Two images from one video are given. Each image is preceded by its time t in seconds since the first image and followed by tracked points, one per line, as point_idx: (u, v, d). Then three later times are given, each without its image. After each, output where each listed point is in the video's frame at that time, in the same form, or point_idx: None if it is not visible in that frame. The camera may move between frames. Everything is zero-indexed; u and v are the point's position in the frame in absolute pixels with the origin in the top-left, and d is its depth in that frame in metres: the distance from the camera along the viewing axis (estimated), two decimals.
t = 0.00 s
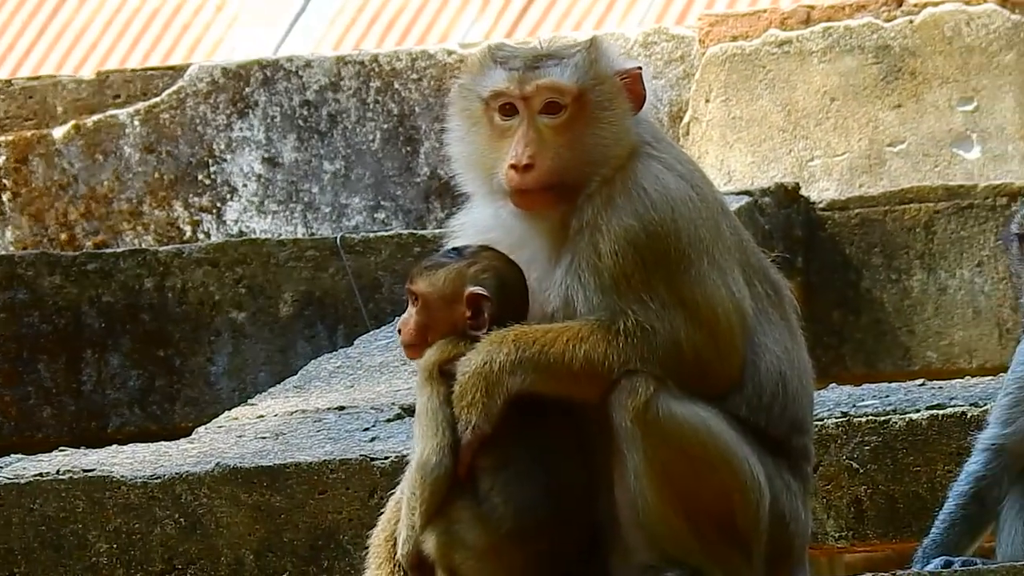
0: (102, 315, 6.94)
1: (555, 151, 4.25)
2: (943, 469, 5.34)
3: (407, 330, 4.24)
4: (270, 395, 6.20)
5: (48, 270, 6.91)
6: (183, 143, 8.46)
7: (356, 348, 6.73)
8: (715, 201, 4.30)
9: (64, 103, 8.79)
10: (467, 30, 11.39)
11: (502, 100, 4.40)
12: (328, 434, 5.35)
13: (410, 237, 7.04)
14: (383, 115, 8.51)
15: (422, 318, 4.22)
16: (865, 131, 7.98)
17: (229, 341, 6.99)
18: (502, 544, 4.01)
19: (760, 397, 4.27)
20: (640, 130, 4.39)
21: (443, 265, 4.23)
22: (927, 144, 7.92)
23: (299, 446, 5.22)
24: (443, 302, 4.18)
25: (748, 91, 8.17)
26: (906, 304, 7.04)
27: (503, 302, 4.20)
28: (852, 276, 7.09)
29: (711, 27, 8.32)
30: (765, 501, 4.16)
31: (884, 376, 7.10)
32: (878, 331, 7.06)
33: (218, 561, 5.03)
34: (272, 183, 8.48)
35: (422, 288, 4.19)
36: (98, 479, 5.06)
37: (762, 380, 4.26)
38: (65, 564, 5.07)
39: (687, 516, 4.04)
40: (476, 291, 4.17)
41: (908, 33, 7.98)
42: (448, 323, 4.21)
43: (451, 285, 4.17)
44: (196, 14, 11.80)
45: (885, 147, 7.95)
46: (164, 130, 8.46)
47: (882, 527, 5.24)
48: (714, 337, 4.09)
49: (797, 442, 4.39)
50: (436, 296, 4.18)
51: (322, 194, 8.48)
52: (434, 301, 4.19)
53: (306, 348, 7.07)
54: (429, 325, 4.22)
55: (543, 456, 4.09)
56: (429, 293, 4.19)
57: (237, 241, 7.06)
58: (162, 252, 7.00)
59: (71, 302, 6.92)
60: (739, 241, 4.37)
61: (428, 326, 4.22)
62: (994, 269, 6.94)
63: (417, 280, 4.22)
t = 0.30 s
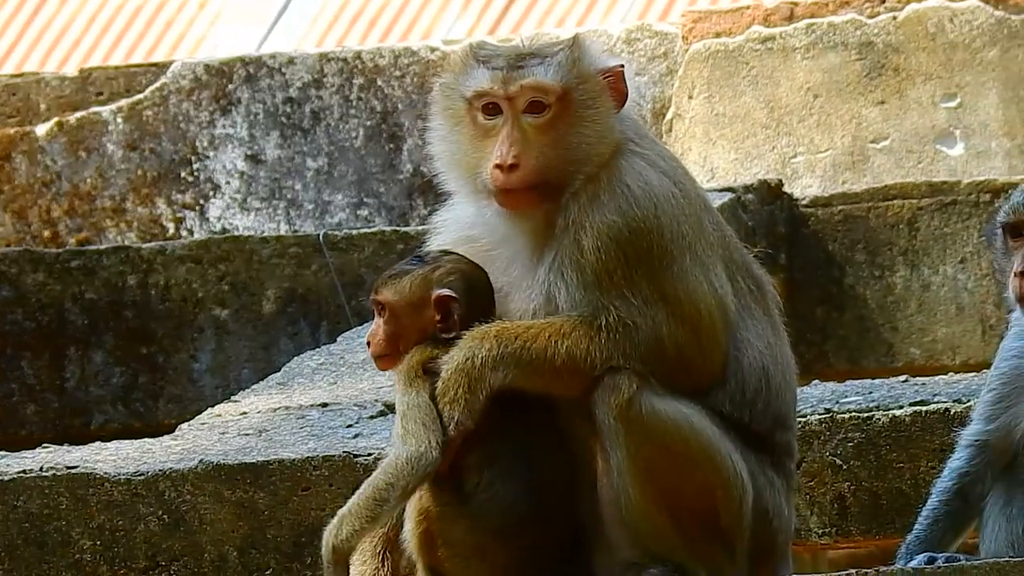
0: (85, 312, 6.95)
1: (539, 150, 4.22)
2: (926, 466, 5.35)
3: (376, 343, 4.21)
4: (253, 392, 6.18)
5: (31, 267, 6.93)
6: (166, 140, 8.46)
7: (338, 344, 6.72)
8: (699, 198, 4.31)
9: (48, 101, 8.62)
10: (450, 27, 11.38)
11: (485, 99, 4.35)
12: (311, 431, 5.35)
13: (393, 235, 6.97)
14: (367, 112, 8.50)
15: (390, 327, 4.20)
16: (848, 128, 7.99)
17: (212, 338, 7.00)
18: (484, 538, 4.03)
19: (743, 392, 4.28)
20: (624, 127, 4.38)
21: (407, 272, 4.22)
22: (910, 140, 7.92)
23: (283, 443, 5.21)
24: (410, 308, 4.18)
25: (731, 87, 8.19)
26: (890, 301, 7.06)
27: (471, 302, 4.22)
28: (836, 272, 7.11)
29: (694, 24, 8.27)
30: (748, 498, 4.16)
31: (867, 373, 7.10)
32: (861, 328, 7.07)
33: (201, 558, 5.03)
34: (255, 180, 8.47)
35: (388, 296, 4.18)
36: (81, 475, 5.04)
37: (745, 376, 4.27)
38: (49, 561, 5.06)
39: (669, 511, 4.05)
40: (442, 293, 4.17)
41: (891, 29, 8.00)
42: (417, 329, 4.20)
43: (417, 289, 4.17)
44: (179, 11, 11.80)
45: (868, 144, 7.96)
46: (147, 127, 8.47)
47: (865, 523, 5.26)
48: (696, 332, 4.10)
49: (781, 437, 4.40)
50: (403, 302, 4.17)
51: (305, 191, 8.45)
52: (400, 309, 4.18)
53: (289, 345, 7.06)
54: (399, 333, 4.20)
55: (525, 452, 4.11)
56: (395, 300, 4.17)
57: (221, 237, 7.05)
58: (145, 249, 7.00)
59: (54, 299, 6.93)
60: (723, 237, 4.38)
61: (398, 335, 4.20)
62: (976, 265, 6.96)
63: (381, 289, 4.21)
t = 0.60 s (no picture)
0: (75, 304, 6.94)
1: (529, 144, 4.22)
2: (916, 457, 5.34)
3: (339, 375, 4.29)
4: (243, 383, 6.18)
5: (21, 259, 6.94)
6: (156, 132, 8.49)
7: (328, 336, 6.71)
8: (680, 189, 4.32)
9: (37, 92, 8.86)
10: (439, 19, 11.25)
11: (473, 92, 4.33)
12: (301, 423, 5.34)
13: (382, 225, 7.00)
14: (356, 104, 8.51)
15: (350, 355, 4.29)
16: (838, 119, 7.99)
17: (202, 330, 7.00)
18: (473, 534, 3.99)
19: (727, 383, 4.29)
20: (612, 120, 4.38)
21: (360, 298, 4.34)
22: (900, 132, 7.91)
23: (272, 435, 5.21)
24: (367, 333, 4.27)
25: (721, 79, 8.20)
26: (881, 292, 7.06)
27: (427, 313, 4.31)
28: (825, 264, 7.12)
29: (683, 16, 8.51)
30: (734, 487, 4.17)
31: (858, 365, 7.11)
32: (851, 320, 7.07)
33: (191, 549, 5.03)
34: (244, 172, 8.48)
35: (344, 324, 4.30)
36: (71, 467, 5.04)
37: (728, 367, 4.28)
38: (40, 553, 5.05)
39: (655, 502, 4.06)
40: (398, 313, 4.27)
41: (881, 20, 8.01)
42: (377, 352, 4.27)
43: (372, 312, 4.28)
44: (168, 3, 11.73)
45: (858, 135, 7.94)
46: (137, 119, 8.49)
47: (855, 514, 5.28)
48: (677, 324, 4.11)
49: (767, 427, 4.41)
50: (358, 328, 4.28)
51: (295, 182, 8.45)
52: (357, 334, 4.28)
53: (280, 337, 7.07)
54: (360, 359, 4.28)
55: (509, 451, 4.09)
56: (351, 327, 4.29)
57: (210, 229, 7.05)
58: (135, 241, 7.00)
59: (44, 291, 6.94)
60: (706, 228, 4.38)
61: (359, 360, 4.28)
62: (967, 256, 6.95)
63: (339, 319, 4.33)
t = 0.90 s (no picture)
0: (70, 295, 6.96)
1: (480, 144, 4.24)
2: (911, 449, 5.35)
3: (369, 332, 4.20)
4: (237, 375, 6.18)
5: (15, 251, 6.94)
6: (151, 124, 8.50)
7: (323, 328, 6.67)
8: (668, 179, 4.33)
9: (32, 84, 8.99)
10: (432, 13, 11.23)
11: (430, 96, 4.35)
12: (296, 415, 5.34)
13: (377, 219, 6.97)
14: (351, 96, 8.53)
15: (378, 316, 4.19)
16: (833, 112, 7.99)
17: (197, 322, 7.00)
18: (465, 528, 3.91)
19: (719, 374, 4.29)
20: (579, 111, 4.36)
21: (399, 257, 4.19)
22: (895, 124, 7.91)
23: (267, 427, 5.21)
24: (397, 296, 4.15)
25: (716, 71, 8.22)
26: (875, 284, 7.07)
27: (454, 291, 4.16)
28: (820, 256, 7.13)
29: (678, 8, 8.47)
30: (728, 477, 4.17)
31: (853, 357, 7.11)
32: (846, 313, 7.08)
33: (186, 541, 5.04)
34: (239, 164, 8.48)
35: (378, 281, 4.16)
36: (66, 459, 5.03)
37: (721, 358, 4.29)
38: (36, 545, 5.06)
39: (650, 496, 4.02)
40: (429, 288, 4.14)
41: (876, 12, 8.00)
42: (404, 318, 4.16)
43: (404, 280, 4.14)
44: None
45: (853, 127, 7.96)
46: (131, 111, 8.51)
47: (850, 507, 5.28)
48: (665, 315, 4.12)
49: (760, 418, 4.41)
50: (391, 289, 4.15)
51: (290, 174, 8.47)
52: (388, 295, 4.15)
53: (274, 329, 7.04)
54: (388, 320, 4.17)
55: (508, 428, 4.01)
56: (384, 286, 4.15)
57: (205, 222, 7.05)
58: (130, 233, 6.99)
59: (39, 283, 6.95)
60: (695, 217, 4.39)
61: (387, 321, 4.17)
62: (962, 249, 6.94)
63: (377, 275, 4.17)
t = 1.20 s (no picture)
0: (71, 284, 7.00)
1: (451, 124, 4.32)
2: (914, 437, 5.34)
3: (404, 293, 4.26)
4: (239, 364, 6.20)
5: (17, 240, 6.99)
6: (153, 113, 8.53)
7: (325, 317, 6.66)
8: (677, 170, 4.29)
9: (33, 73, 9.11)
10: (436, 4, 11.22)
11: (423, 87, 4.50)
12: (298, 403, 5.34)
13: (379, 206, 7.10)
14: (353, 85, 8.55)
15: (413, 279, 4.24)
16: (836, 99, 7.95)
17: (199, 310, 7.00)
18: (449, 509, 3.80)
19: (726, 365, 4.26)
20: (581, 97, 4.35)
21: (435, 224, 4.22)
22: (897, 111, 7.87)
23: (270, 415, 5.21)
24: (423, 262, 4.20)
25: (718, 59, 8.22)
26: (877, 271, 7.06)
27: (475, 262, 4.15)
28: (822, 244, 7.12)
29: None
30: (731, 471, 4.11)
31: (855, 345, 7.07)
32: (848, 300, 7.05)
33: (188, 529, 5.05)
34: (241, 152, 8.50)
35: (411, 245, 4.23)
36: (68, 447, 5.05)
37: (728, 349, 4.25)
38: (37, 534, 5.06)
39: (653, 487, 3.96)
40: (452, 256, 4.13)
41: None
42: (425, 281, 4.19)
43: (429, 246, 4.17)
44: None
45: (855, 115, 7.90)
46: (133, 100, 8.55)
47: (852, 494, 5.28)
48: (675, 308, 4.07)
49: (765, 409, 4.39)
50: (418, 253, 4.20)
51: (292, 163, 8.47)
52: (417, 258, 4.21)
53: (276, 317, 7.04)
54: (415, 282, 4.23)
55: (494, 404, 3.83)
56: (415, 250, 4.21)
57: (207, 211, 7.10)
58: (132, 222, 7.06)
59: (41, 272, 6.99)
60: (704, 209, 4.37)
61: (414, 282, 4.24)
62: (964, 236, 6.95)
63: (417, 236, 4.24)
